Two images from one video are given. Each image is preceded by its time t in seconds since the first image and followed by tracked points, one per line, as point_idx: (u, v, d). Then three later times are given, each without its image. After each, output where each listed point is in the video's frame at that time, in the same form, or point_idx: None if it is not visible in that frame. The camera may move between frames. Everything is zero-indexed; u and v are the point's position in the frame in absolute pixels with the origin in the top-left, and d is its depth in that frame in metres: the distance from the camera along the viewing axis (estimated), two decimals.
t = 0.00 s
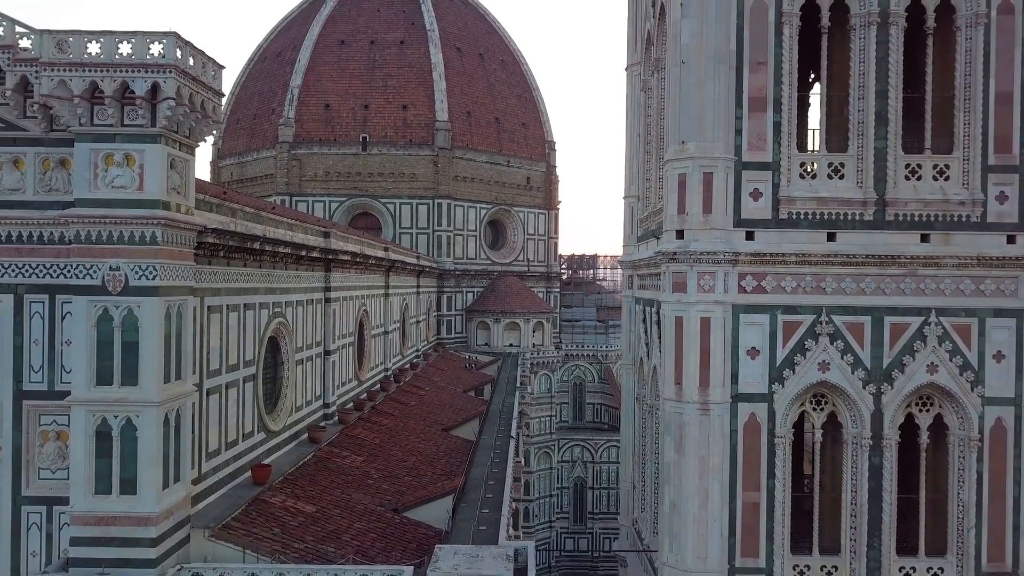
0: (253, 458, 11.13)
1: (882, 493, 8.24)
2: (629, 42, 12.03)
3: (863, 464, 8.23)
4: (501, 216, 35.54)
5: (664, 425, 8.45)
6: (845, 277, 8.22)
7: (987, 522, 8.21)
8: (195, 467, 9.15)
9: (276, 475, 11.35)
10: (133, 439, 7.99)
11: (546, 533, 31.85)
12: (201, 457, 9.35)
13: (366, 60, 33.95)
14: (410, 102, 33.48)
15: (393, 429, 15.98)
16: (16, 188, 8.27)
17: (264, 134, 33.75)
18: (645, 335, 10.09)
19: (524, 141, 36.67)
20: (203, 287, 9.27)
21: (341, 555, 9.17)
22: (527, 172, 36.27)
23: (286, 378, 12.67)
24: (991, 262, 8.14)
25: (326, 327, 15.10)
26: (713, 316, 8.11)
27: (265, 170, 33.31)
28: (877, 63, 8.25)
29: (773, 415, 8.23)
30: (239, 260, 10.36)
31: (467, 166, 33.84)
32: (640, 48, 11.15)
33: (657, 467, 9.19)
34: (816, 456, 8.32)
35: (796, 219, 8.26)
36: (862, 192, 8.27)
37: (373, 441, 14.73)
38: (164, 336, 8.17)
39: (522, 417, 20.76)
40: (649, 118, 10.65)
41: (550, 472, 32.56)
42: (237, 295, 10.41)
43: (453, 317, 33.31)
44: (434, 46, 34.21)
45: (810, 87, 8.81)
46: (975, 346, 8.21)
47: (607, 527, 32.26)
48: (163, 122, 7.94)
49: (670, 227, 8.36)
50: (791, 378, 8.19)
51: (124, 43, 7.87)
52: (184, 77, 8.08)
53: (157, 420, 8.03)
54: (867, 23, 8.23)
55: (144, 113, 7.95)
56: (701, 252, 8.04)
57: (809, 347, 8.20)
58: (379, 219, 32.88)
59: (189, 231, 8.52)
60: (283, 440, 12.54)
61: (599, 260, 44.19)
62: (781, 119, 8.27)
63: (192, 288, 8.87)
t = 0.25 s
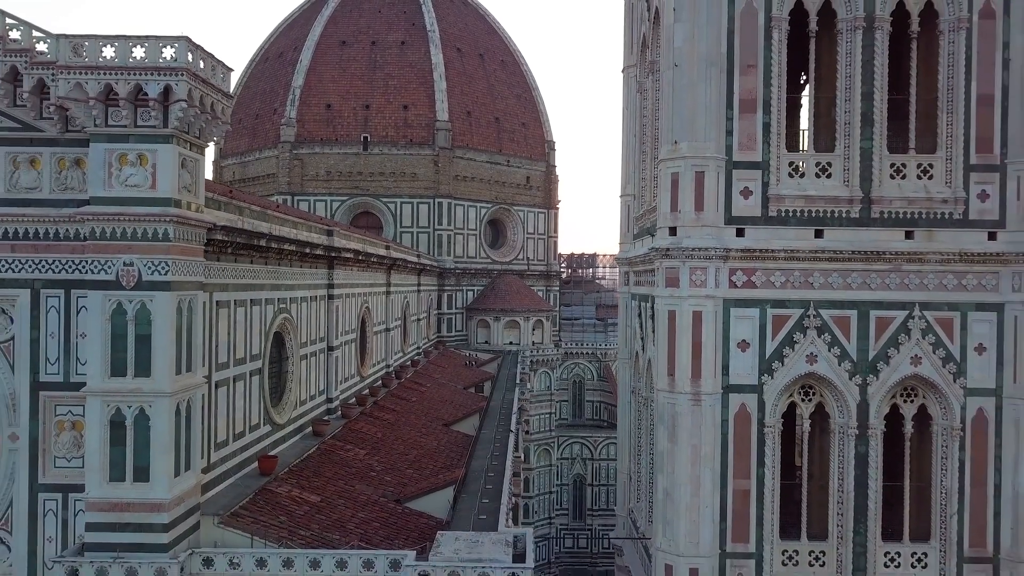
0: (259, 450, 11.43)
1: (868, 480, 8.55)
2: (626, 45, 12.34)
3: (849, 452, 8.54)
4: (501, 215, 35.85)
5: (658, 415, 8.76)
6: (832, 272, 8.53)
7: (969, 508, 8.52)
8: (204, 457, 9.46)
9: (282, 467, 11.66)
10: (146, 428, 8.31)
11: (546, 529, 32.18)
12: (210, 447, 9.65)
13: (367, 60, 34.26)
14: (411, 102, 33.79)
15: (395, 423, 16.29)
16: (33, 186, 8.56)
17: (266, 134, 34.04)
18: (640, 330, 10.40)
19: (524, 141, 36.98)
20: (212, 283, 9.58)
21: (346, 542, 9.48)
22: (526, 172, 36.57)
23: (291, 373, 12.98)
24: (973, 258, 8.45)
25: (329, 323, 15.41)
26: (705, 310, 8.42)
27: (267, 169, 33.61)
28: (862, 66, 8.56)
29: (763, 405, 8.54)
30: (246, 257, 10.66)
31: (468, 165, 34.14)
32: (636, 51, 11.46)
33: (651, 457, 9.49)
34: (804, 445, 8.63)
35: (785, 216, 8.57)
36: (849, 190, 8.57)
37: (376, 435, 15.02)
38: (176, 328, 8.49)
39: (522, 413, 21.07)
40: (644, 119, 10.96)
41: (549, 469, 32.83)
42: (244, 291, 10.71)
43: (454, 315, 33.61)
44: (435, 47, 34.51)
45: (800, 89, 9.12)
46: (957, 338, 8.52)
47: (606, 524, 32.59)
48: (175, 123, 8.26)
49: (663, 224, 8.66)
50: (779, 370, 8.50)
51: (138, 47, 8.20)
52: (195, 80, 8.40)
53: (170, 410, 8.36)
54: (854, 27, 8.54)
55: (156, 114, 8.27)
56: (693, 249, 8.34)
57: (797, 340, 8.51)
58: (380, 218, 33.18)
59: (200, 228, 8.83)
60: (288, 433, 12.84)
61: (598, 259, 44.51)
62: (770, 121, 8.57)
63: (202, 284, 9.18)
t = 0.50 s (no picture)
0: (265, 442, 11.75)
1: (854, 468, 8.87)
2: (622, 48, 12.65)
3: (836, 441, 8.86)
4: (501, 214, 36.18)
5: (652, 406, 9.07)
6: (820, 268, 8.85)
7: (952, 496, 8.84)
8: (213, 447, 9.77)
9: (288, 459, 11.97)
10: (159, 419, 8.64)
11: (545, 526, 32.28)
12: (219, 438, 9.96)
13: (368, 61, 34.57)
14: (412, 103, 34.10)
15: (396, 418, 16.59)
16: (49, 185, 8.86)
17: (268, 134, 34.35)
18: (636, 325, 10.71)
19: (523, 141, 37.29)
20: (221, 279, 9.89)
21: (350, 529, 9.79)
22: (526, 171, 36.88)
23: (296, 368, 13.29)
24: (956, 254, 8.76)
25: (332, 319, 15.73)
26: (697, 305, 8.73)
27: (268, 169, 33.91)
28: (849, 69, 8.88)
29: (753, 396, 8.86)
30: (253, 254, 10.97)
31: (468, 165, 34.45)
32: (632, 54, 11.77)
33: (646, 447, 9.81)
34: (793, 435, 8.94)
35: (774, 214, 8.88)
36: (835, 189, 8.89)
37: (378, 429, 15.33)
38: (187, 322, 8.82)
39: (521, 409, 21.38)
40: (639, 119, 11.28)
41: (549, 466, 33.13)
42: (251, 287, 11.02)
43: (454, 313, 33.91)
44: (435, 47, 34.83)
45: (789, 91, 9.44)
46: (940, 332, 8.84)
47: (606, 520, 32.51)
48: (186, 125, 8.58)
49: (657, 222, 8.97)
50: (769, 362, 8.82)
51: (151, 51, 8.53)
52: (206, 83, 8.72)
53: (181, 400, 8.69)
54: (840, 32, 8.86)
55: (169, 116, 8.59)
56: (686, 245, 8.66)
57: (786, 334, 8.83)
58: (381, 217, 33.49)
59: (210, 226, 9.15)
60: (293, 427, 13.16)
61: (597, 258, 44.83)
62: (760, 122, 8.89)
63: (211, 279, 9.50)
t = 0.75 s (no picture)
0: (271, 435, 12.06)
1: (841, 458, 9.20)
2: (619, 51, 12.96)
3: (824, 432, 9.18)
4: (501, 214, 36.52)
5: (646, 398, 9.39)
6: (808, 265, 9.17)
7: (936, 484, 9.17)
8: (222, 438, 10.09)
9: (293, 451, 12.29)
10: (170, 410, 8.97)
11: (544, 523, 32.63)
12: (227, 429, 10.28)
13: (369, 62, 34.89)
14: (413, 103, 34.42)
15: (398, 413, 16.91)
16: (64, 185, 9.19)
17: (269, 134, 34.64)
18: (631, 320, 11.03)
19: (523, 141, 37.62)
20: (229, 275, 10.21)
21: (354, 517, 10.12)
22: (526, 171, 37.18)
23: (300, 363, 13.61)
24: (939, 251, 9.08)
25: (335, 316, 16.05)
26: (689, 300, 9.05)
27: (270, 168, 34.21)
28: (836, 72, 9.20)
29: (744, 388, 9.18)
30: (259, 252, 11.29)
31: (468, 165, 34.76)
32: (628, 57, 12.10)
33: (640, 438, 10.13)
34: (782, 426, 9.26)
35: (764, 212, 9.21)
36: (823, 188, 9.21)
37: (380, 423, 15.65)
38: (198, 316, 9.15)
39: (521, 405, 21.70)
40: (635, 121, 11.59)
41: (548, 463, 33.47)
42: (258, 284, 11.34)
43: (455, 312, 34.21)
44: (436, 48, 35.15)
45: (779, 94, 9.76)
46: (924, 326, 9.16)
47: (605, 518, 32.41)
48: (197, 126, 8.90)
49: (651, 220, 9.29)
50: (759, 356, 9.14)
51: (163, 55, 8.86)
52: (216, 86, 9.04)
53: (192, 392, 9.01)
54: (828, 36, 9.19)
55: (180, 117, 8.91)
56: (679, 243, 8.98)
57: (776, 328, 9.15)
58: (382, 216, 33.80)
59: (219, 224, 9.47)
60: (297, 420, 13.48)
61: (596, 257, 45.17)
62: (750, 124, 9.21)
63: (220, 276, 9.82)
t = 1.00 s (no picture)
0: (277, 428, 12.38)
1: (829, 448, 9.52)
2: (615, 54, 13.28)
3: (813, 423, 9.51)
4: (501, 214, 36.86)
5: (641, 390, 9.71)
6: (797, 262, 9.49)
7: (921, 474, 9.49)
8: (230, 430, 10.41)
9: (298, 444, 12.62)
10: (182, 402, 9.30)
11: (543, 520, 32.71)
12: (235, 422, 10.60)
13: (370, 63, 35.20)
14: (413, 104, 34.74)
15: (400, 409, 17.23)
16: (78, 185, 9.51)
17: (271, 135, 34.94)
18: (627, 316, 11.34)
19: (523, 141, 37.95)
20: (237, 273, 10.54)
21: (359, 506, 10.45)
22: (526, 171, 37.50)
23: (305, 358, 13.94)
24: (924, 248, 9.41)
25: (338, 313, 16.37)
26: (682, 296, 9.38)
27: (272, 169, 34.50)
28: (824, 76, 9.52)
29: (735, 381, 9.50)
30: (266, 250, 11.61)
31: (469, 165, 35.08)
32: (624, 61, 12.42)
33: (635, 430, 10.44)
34: (772, 417, 9.58)
35: (755, 211, 9.53)
36: (812, 188, 9.53)
37: (383, 419, 15.96)
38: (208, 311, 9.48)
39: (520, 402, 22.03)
40: (631, 122, 11.91)
41: (547, 461, 33.74)
42: (264, 281, 11.66)
43: (455, 311, 34.52)
44: (436, 50, 35.49)
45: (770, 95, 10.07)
46: (909, 321, 9.49)
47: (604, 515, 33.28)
48: (207, 129, 9.24)
49: (646, 219, 9.61)
50: (750, 349, 9.46)
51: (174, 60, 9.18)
52: (226, 89, 9.38)
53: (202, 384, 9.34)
54: (817, 41, 9.52)
55: (191, 120, 9.24)
56: (672, 240, 9.30)
57: (766, 323, 9.47)
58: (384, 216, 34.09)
59: (228, 223, 9.81)
60: (302, 415, 13.81)
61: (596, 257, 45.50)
62: (742, 126, 9.53)
63: (229, 273, 10.14)
